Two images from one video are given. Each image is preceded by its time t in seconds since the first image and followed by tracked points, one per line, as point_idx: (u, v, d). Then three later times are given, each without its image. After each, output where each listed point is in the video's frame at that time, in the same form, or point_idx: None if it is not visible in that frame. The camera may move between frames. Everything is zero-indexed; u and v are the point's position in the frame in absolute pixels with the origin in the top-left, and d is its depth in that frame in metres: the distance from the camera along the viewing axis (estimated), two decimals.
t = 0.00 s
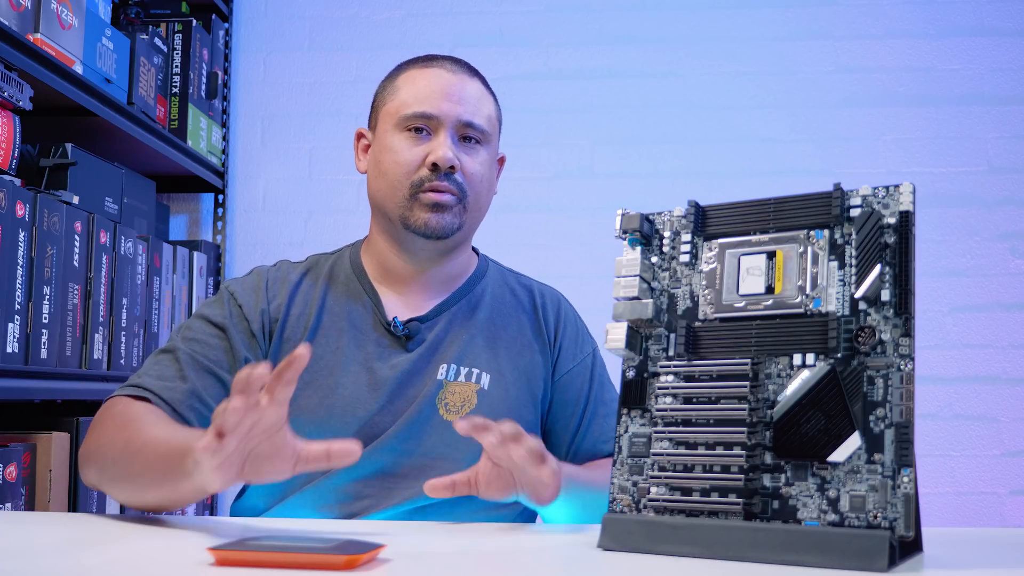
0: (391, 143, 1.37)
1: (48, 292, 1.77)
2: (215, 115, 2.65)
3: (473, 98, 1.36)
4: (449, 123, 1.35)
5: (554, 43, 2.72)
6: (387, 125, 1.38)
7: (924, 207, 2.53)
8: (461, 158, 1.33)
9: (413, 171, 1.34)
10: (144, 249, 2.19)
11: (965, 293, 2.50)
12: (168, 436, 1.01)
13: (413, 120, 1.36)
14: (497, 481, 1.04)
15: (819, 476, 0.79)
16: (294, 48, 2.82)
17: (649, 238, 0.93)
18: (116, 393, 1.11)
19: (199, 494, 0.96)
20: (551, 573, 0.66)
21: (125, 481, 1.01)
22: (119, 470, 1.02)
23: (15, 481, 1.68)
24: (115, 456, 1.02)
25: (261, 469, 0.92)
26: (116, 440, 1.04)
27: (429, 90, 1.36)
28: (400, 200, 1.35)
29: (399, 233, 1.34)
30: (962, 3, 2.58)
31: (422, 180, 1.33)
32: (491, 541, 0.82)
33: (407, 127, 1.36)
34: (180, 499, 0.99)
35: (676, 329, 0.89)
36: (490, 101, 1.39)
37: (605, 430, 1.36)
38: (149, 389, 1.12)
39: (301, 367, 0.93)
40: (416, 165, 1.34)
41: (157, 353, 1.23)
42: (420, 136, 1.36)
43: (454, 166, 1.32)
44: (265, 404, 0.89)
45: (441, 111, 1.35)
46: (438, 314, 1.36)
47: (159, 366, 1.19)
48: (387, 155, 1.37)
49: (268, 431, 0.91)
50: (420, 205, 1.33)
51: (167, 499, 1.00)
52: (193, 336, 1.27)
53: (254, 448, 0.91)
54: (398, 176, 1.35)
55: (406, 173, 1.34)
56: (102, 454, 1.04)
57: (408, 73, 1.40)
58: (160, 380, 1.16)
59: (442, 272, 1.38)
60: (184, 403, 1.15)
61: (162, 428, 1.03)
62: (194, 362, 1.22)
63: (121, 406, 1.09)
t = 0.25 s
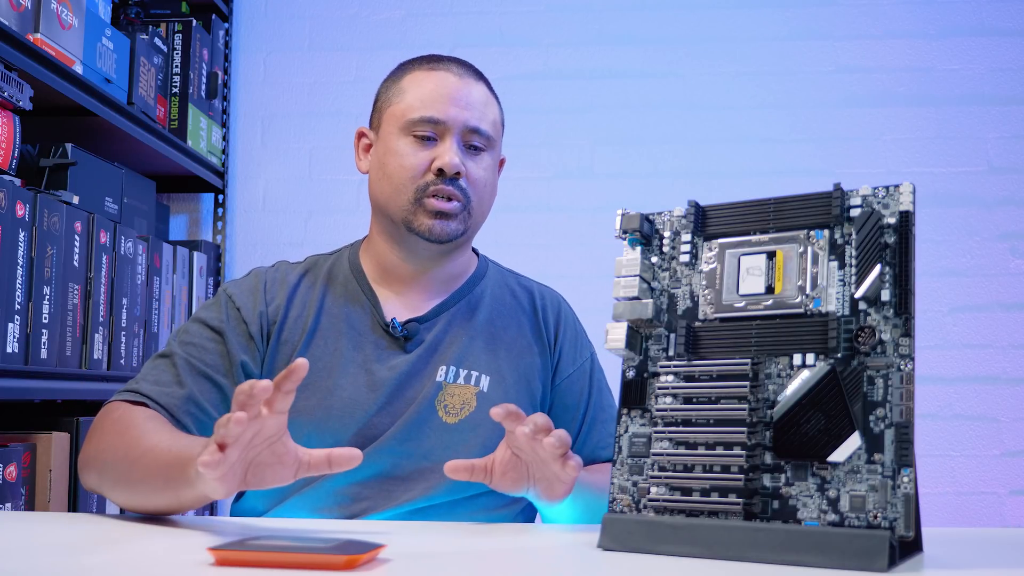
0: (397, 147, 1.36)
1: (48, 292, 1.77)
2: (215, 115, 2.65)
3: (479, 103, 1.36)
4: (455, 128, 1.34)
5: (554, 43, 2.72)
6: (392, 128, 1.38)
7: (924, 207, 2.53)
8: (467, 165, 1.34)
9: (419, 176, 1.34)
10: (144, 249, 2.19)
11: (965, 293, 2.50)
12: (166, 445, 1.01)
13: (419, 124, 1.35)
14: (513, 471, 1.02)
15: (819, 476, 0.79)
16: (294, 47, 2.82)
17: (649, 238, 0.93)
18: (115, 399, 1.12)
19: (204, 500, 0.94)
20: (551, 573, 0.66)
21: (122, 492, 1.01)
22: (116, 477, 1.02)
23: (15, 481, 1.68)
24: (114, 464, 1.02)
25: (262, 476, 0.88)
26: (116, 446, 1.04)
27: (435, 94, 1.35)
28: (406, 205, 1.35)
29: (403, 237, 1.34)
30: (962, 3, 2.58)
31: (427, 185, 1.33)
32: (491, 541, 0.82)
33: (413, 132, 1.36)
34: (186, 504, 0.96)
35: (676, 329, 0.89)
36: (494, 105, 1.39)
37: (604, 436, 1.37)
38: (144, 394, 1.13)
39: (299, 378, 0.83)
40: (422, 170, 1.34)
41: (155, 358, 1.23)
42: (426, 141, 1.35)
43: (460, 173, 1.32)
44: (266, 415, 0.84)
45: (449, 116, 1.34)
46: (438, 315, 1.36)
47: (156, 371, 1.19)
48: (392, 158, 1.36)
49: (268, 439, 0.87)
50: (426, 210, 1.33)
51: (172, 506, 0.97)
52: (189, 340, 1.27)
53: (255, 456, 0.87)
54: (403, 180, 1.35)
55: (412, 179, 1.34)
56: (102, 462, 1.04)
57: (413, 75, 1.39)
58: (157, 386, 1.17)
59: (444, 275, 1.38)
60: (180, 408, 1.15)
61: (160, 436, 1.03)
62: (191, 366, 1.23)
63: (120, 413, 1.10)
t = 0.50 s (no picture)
0: (399, 149, 1.36)
1: (48, 292, 1.77)
2: (215, 115, 2.65)
3: (480, 104, 1.35)
4: (456, 129, 1.34)
5: (554, 43, 2.72)
6: (394, 129, 1.38)
7: (924, 207, 2.53)
8: (469, 166, 1.33)
9: (422, 178, 1.34)
10: (144, 249, 2.19)
11: (965, 293, 2.50)
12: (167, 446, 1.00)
13: (420, 126, 1.35)
14: (510, 469, 1.04)
15: (819, 476, 0.79)
16: (294, 48, 2.82)
17: (649, 238, 0.93)
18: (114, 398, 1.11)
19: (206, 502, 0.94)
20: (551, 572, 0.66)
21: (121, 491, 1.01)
22: (117, 476, 1.02)
23: (15, 481, 1.68)
24: (114, 463, 1.02)
25: (266, 481, 0.91)
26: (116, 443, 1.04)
27: (436, 95, 1.35)
28: (408, 207, 1.35)
29: (404, 239, 1.35)
30: (962, 3, 2.58)
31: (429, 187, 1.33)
32: (491, 541, 0.82)
33: (414, 133, 1.35)
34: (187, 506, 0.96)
35: (676, 329, 0.89)
36: (494, 105, 1.39)
37: (604, 434, 1.36)
38: (144, 392, 1.12)
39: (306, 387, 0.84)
40: (424, 172, 1.34)
41: (155, 356, 1.23)
42: (427, 142, 1.35)
43: (463, 174, 1.32)
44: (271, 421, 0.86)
45: (450, 117, 1.34)
46: (438, 315, 1.36)
47: (157, 369, 1.19)
48: (393, 159, 1.36)
49: (274, 445, 0.89)
50: (428, 212, 1.33)
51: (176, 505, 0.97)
52: (189, 339, 1.27)
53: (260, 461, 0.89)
54: (405, 182, 1.35)
55: (414, 180, 1.34)
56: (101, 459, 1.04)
57: (414, 76, 1.39)
58: (157, 383, 1.16)
59: (444, 275, 1.38)
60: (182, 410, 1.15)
61: (161, 436, 1.03)
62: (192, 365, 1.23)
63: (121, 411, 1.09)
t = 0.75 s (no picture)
0: (396, 148, 1.36)
1: (48, 292, 1.77)
2: (215, 115, 2.65)
3: (476, 102, 1.36)
4: (453, 127, 1.34)
5: (554, 43, 2.72)
6: (391, 130, 1.38)
7: (924, 207, 2.53)
8: (467, 163, 1.33)
9: (421, 178, 1.33)
10: (144, 249, 2.19)
11: (965, 293, 2.50)
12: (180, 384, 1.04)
13: (417, 124, 1.35)
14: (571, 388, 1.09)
15: (820, 476, 0.79)
16: (294, 48, 2.82)
17: (649, 238, 0.93)
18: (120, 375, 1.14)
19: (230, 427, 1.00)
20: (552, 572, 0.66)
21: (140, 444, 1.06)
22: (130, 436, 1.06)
23: (15, 481, 1.68)
24: (126, 422, 1.06)
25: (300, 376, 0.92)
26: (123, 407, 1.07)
27: (432, 95, 1.36)
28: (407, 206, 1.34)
29: (405, 239, 1.34)
30: (962, 3, 2.58)
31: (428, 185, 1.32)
32: (491, 541, 0.82)
33: (411, 132, 1.35)
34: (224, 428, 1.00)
35: (676, 329, 0.89)
36: (489, 104, 1.39)
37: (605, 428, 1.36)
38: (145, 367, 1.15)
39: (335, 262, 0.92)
40: (422, 171, 1.33)
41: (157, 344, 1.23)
42: (424, 142, 1.35)
43: (461, 173, 1.32)
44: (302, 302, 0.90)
45: (446, 115, 1.34)
46: (437, 313, 1.36)
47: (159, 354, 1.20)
48: (391, 160, 1.36)
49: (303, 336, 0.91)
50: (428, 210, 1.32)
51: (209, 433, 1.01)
52: (191, 326, 1.28)
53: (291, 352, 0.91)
54: (404, 182, 1.34)
55: (413, 180, 1.33)
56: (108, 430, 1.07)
57: (409, 76, 1.39)
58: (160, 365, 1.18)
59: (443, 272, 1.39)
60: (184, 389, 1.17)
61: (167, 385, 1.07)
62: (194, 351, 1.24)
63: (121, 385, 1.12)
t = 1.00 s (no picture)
0: (398, 166, 1.33)
1: (48, 292, 1.77)
2: (215, 115, 2.65)
3: (482, 121, 1.32)
4: (456, 149, 1.31)
5: (554, 43, 2.72)
6: (394, 144, 1.35)
7: (923, 207, 2.53)
8: (467, 187, 1.32)
9: (419, 200, 1.32)
10: (144, 249, 2.19)
11: (965, 293, 2.50)
12: (228, 426, 0.99)
13: (420, 144, 1.32)
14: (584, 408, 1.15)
15: (819, 476, 0.79)
16: (294, 48, 2.82)
17: (649, 238, 0.93)
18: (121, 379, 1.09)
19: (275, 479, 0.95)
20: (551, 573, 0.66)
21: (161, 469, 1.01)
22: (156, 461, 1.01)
23: (15, 481, 1.68)
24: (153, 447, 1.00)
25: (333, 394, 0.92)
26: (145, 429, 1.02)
27: (437, 111, 1.32)
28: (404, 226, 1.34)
29: (404, 256, 1.34)
30: (962, 3, 2.58)
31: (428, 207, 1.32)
32: (491, 541, 0.82)
33: (414, 152, 1.33)
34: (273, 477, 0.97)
35: (676, 329, 0.89)
36: (495, 117, 1.36)
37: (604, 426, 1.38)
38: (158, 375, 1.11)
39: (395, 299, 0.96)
40: (423, 192, 1.32)
41: (161, 341, 1.21)
42: (426, 161, 1.33)
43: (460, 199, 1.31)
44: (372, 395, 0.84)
45: (450, 137, 1.31)
46: (437, 313, 1.36)
47: (169, 354, 1.18)
48: (392, 176, 1.34)
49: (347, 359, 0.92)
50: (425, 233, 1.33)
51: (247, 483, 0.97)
52: (198, 325, 1.25)
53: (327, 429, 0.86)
54: (403, 201, 1.33)
55: (411, 202, 1.33)
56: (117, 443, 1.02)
57: (415, 88, 1.35)
58: (172, 368, 1.15)
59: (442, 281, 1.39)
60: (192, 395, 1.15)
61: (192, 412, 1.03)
62: (202, 353, 1.22)
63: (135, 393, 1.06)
